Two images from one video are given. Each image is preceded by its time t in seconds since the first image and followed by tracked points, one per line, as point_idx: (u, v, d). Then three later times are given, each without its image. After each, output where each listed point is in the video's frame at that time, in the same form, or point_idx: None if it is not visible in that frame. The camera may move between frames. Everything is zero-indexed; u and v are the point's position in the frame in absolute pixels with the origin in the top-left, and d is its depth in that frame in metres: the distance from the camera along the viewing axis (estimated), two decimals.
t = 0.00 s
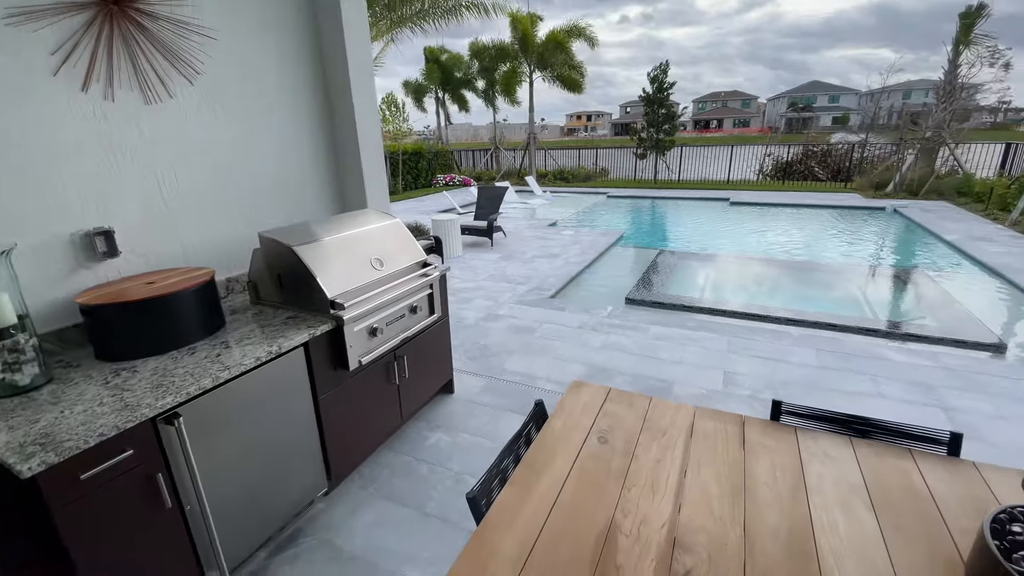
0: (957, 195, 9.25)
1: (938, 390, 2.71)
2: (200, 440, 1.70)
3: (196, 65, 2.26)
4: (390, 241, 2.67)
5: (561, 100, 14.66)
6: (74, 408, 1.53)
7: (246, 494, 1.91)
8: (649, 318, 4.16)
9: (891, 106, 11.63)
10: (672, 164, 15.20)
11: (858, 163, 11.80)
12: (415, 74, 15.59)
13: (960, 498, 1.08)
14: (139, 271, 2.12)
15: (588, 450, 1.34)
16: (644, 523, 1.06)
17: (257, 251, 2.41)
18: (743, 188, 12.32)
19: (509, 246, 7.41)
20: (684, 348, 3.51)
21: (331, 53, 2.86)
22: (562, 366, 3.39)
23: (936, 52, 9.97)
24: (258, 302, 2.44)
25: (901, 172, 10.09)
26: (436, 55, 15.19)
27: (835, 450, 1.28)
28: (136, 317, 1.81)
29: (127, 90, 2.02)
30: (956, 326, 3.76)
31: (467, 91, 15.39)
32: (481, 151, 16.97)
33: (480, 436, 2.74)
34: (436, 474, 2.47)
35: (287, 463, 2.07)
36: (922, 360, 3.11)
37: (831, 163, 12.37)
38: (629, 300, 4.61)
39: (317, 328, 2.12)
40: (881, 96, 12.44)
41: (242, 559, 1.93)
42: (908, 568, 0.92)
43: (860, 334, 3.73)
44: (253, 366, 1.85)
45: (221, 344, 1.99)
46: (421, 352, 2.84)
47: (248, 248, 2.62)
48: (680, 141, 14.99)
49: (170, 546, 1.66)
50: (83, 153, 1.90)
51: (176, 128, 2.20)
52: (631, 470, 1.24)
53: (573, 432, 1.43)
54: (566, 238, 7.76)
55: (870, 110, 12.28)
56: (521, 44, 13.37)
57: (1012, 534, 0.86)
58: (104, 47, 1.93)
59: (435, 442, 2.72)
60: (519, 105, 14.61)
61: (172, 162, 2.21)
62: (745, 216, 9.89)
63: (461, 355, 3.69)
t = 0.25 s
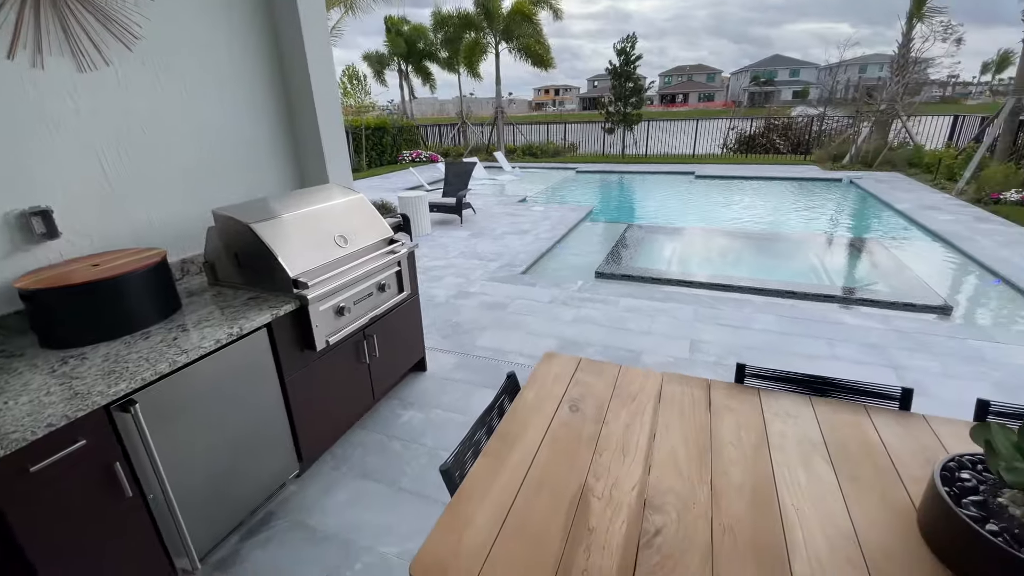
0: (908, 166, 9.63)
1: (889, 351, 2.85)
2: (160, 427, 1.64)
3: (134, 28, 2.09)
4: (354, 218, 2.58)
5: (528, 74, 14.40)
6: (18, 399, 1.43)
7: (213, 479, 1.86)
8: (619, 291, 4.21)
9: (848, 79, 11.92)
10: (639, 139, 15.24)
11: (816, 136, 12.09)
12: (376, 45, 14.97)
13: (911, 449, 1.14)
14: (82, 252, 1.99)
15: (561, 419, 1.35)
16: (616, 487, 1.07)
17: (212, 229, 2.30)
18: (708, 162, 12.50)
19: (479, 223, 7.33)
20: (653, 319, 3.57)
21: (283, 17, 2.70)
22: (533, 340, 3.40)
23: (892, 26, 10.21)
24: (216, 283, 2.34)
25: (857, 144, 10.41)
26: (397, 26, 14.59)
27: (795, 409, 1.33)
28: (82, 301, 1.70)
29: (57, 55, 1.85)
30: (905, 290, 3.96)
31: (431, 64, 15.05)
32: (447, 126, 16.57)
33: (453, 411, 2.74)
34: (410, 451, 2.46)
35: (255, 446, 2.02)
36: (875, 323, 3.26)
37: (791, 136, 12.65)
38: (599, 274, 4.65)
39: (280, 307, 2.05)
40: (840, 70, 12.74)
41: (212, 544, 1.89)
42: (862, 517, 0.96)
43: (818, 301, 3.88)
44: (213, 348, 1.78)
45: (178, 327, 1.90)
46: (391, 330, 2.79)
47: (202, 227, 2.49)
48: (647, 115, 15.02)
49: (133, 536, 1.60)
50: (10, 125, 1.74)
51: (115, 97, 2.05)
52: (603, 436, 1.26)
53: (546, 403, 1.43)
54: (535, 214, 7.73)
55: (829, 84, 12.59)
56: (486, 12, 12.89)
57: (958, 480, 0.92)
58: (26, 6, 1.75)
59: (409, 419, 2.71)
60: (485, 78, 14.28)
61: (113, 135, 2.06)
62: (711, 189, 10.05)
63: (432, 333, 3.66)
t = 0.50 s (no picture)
0: (861, 137, 9.96)
1: (845, 314, 2.97)
2: (115, 416, 1.55)
3: None
4: (314, 195, 2.48)
5: (492, 46, 14.04)
6: None
7: (176, 467, 1.79)
8: (588, 264, 4.23)
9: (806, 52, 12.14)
10: (605, 113, 15.18)
11: (776, 109, 12.32)
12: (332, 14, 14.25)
13: (865, 402, 1.20)
14: (14, 235, 1.84)
15: (532, 388, 1.34)
16: (588, 452, 1.08)
17: (160, 207, 2.17)
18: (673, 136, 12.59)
19: (446, 200, 7.19)
20: (621, 291, 3.62)
21: None
22: (504, 316, 3.40)
23: None
24: (167, 265, 2.21)
25: (814, 117, 10.67)
26: None
27: (759, 370, 1.36)
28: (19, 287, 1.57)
29: None
30: (858, 256, 4.12)
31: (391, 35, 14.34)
32: (410, 101, 16.08)
33: (425, 389, 2.73)
34: (383, 429, 2.44)
35: (219, 431, 1.96)
36: (831, 288, 3.40)
37: (752, 109, 12.85)
38: (568, 249, 4.65)
39: (238, 288, 1.96)
40: (798, 43, 12.95)
41: (180, 532, 1.84)
42: (822, 469, 1.00)
43: (778, 269, 4.01)
44: (168, 332, 1.69)
45: (128, 312, 1.80)
46: (358, 309, 2.73)
47: (149, 206, 2.34)
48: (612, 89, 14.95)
49: (91, 531, 1.53)
50: None
51: (41, 64, 1.87)
52: (574, 403, 1.26)
53: (517, 373, 1.42)
54: (503, 190, 7.64)
55: (787, 57, 12.79)
56: None
57: (909, 429, 0.97)
58: None
59: (380, 398, 2.68)
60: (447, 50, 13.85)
61: (42, 106, 1.89)
62: (676, 163, 10.16)
63: (401, 311, 3.60)
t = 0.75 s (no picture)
0: (814, 111, 10.25)
1: (801, 280, 3.09)
2: (60, 408, 1.46)
3: None
4: (267, 171, 2.37)
5: (452, 18, 13.63)
6: None
7: (132, 459, 1.71)
8: (554, 240, 4.23)
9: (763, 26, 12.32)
10: (568, 88, 15.07)
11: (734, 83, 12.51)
12: None
13: (819, 359, 1.25)
14: None
15: (501, 359, 1.33)
16: (557, 418, 1.08)
17: (98, 187, 2.02)
18: (635, 110, 12.64)
19: (409, 178, 7.03)
20: (588, 265, 3.64)
21: None
22: (472, 293, 3.37)
23: None
24: (111, 249, 2.08)
25: (770, 91, 10.88)
26: None
27: (720, 333, 1.40)
28: None
29: None
30: (813, 226, 4.27)
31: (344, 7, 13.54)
32: (368, 75, 15.50)
33: (394, 369, 2.69)
34: (352, 410, 2.40)
35: (178, 420, 1.88)
36: (788, 256, 3.51)
37: (712, 84, 13.00)
38: (535, 225, 4.64)
39: (190, 270, 1.86)
40: (755, 17, 13.12)
41: (142, 525, 1.77)
42: (781, 424, 1.04)
43: (738, 239, 4.11)
44: (113, 319, 1.59)
45: (69, 299, 1.68)
46: (321, 290, 2.64)
47: (87, 186, 2.18)
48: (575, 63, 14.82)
49: (43, 529, 1.45)
50: None
51: None
52: (543, 371, 1.26)
53: (485, 344, 1.40)
54: (468, 167, 7.52)
55: (745, 31, 12.96)
56: None
57: (860, 380, 1.01)
58: None
59: (348, 380, 2.63)
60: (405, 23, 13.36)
61: None
62: (639, 137, 10.21)
63: (367, 292, 3.52)
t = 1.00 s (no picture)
0: (768, 86, 10.49)
1: (758, 250, 3.19)
2: None
3: None
4: (211, 151, 2.24)
5: None
6: None
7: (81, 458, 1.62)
8: (519, 218, 4.21)
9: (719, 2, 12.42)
10: (528, 65, 14.86)
11: (692, 60, 12.62)
12: None
13: (775, 321, 1.30)
14: None
15: (466, 334, 1.31)
16: (524, 390, 1.08)
17: (23, 170, 1.86)
18: (596, 87, 12.61)
19: (368, 159, 6.81)
20: (554, 242, 3.64)
21: None
22: (438, 274, 3.33)
23: None
24: (42, 238, 1.93)
25: (726, 67, 11.04)
26: None
27: (682, 301, 1.42)
28: None
29: None
30: (768, 198, 4.40)
31: None
32: (320, 53, 14.84)
33: (359, 353, 2.64)
34: (318, 398, 2.35)
35: (130, 415, 1.79)
36: (745, 228, 3.61)
37: (670, 60, 13.09)
38: (500, 205, 4.60)
39: (133, 257, 1.75)
40: None
41: (98, 525, 1.69)
42: (741, 385, 1.07)
43: (698, 214, 4.20)
44: (49, 311, 1.49)
45: None
46: (278, 275, 2.55)
47: (10, 170, 2.00)
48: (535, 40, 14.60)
49: None
50: None
51: None
52: (510, 344, 1.25)
53: (450, 321, 1.38)
54: (428, 147, 7.35)
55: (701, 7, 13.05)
56: None
57: (812, 339, 1.05)
58: None
59: (312, 367, 2.56)
60: None
61: None
62: (600, 115, 10.21)
63: (328, 277, 3.42)
